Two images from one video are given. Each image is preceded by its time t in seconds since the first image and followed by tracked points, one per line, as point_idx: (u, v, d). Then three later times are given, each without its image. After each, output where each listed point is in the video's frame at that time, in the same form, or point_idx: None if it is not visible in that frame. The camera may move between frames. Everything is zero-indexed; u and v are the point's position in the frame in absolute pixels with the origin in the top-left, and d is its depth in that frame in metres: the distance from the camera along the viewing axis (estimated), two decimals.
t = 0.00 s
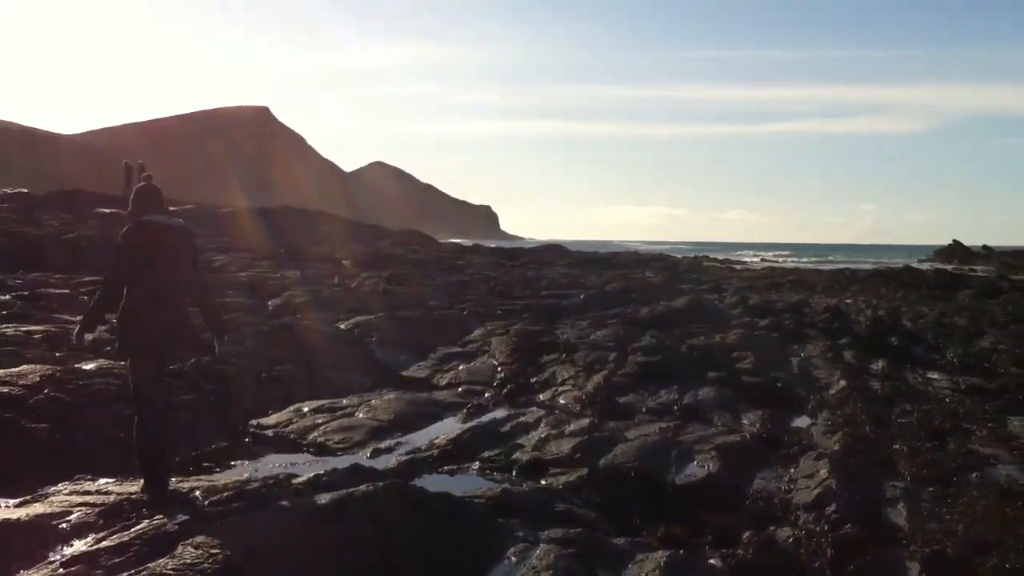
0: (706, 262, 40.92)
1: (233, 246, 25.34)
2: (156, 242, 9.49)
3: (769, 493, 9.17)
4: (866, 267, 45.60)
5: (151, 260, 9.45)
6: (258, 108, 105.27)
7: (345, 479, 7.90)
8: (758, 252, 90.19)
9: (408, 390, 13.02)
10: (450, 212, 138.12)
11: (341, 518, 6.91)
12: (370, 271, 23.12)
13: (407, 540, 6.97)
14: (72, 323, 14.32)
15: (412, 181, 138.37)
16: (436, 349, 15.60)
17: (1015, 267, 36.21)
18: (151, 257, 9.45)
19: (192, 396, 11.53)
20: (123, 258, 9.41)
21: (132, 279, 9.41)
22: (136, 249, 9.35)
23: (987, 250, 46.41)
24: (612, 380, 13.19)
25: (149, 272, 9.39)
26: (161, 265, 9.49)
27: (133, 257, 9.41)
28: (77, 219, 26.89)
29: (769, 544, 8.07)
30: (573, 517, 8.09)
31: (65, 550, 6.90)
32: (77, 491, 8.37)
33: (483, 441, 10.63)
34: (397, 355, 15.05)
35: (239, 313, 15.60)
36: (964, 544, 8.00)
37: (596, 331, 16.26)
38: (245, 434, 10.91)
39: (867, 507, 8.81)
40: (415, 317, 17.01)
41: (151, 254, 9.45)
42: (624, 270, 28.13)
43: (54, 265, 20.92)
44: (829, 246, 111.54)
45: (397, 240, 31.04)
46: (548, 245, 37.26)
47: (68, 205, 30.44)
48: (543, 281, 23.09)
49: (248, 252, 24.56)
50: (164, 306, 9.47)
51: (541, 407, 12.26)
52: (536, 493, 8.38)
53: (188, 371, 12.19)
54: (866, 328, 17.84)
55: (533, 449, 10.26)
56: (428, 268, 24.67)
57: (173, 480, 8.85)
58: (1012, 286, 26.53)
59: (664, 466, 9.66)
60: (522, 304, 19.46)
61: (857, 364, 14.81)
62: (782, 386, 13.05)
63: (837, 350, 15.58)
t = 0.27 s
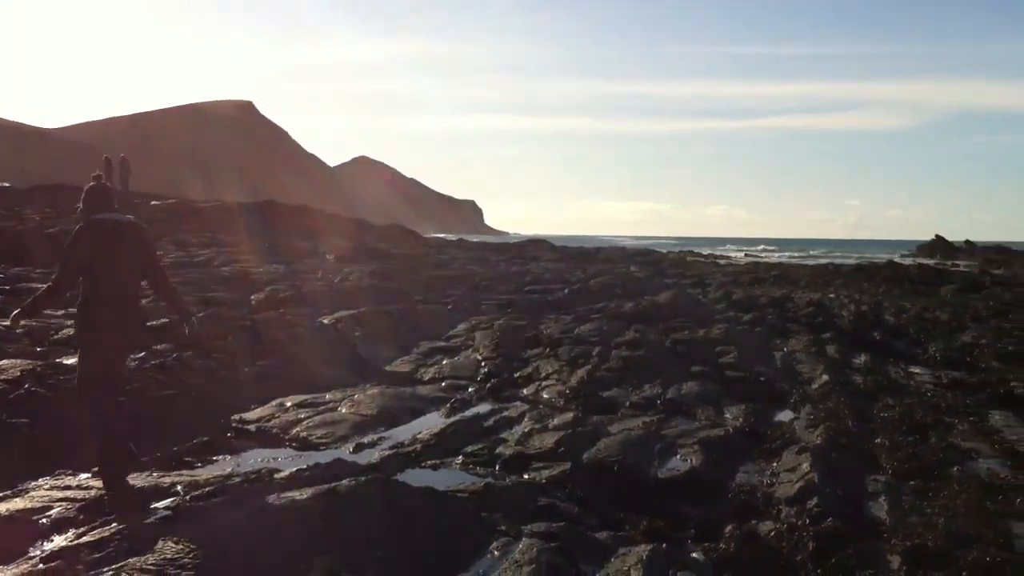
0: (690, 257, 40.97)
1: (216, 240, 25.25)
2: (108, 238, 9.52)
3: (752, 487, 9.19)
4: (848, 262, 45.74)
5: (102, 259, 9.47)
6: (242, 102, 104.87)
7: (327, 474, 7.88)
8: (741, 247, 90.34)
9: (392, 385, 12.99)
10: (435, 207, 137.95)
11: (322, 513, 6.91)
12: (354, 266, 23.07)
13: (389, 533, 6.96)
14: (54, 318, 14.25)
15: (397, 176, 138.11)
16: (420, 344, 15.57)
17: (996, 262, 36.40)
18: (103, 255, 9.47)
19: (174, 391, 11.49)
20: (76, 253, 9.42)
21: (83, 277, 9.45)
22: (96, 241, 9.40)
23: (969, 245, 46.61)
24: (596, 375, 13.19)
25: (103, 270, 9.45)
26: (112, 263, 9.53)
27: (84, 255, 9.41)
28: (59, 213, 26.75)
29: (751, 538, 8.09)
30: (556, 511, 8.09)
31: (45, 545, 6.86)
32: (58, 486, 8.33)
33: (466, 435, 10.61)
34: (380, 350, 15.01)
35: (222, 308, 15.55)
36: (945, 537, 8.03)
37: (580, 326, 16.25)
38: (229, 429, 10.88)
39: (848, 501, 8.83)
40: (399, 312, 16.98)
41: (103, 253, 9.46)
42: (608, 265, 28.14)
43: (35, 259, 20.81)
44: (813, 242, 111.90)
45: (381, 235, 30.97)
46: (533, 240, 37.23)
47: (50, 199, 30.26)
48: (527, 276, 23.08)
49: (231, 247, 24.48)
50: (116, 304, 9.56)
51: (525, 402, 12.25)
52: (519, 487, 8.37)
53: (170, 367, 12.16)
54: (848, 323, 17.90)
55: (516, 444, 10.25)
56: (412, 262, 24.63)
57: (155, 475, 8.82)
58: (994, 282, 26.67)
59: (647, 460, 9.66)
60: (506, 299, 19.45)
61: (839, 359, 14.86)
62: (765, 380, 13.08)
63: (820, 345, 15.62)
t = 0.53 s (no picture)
0: (665, 255, 41.06)
1: (190, 238, 25.10)
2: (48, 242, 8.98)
3: (727, 485, 9.22)
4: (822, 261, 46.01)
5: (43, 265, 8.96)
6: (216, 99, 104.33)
7: (302, 474, 7.84)
8: (716, 245, 90.66)
9: (367, 383, 12.95)
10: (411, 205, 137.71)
11: (297, 513, 6.88)
12: (329, 264, 22.98)
13: (365, 533, 6.93)
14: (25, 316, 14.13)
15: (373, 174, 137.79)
16: (396, 342, 15.53)
17: (969, 260, 36.68)
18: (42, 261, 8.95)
19: (148, 391, 11.41)
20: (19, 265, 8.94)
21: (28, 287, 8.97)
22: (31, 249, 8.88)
23: (943, 244, 46.96)
24: (572, 373, 13.20)
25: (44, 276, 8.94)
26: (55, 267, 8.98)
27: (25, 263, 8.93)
28: (31, 211, 26.51)
29: (726, 536, 8.10)
30: (532, 510, 8.09)
31: (17, 546, 6.79)
32: (29, 487, 8.25)
33: (441, 434, 10.59)
34: (356, 349, 14.96)
35: (196, 307, 15.46)
36: (918, 535, 8.08)
37: (556, 324, 16.25)
38: (202, 429, 10.82)
39: (823, 499, 8.86)
40: (375, 310, 16.94)
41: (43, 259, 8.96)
42: (584, 263, 28.17)
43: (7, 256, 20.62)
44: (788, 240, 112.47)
45: (356, 232, 30.88)
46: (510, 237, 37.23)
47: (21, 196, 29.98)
48: (502, 274, 23.08)
49: (205, 245, 24.34)
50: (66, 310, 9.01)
51: (500, 400, 12.24)
52: (494, 487, 8.36)
53: (143, 366, 12.07)
54: (822, 321, 17.98)
55: (492, 442, 10.24)
56: (388, 260, 24.57)
57: (128, 475, 8.75)
58: (967, 280, 26.89)
59: (623, 458, 9.67)
60: (482, 297, 19.43)
61: (814, 356, 14.93)
62: (740, 378, 13.12)
63: (794, 343, 15.69)
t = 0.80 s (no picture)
0: (652, 254, 41.13)
1: (175, 239, 25.03)
2: None
3: (711, 484, 9.24)
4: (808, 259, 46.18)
5: None
6: (201, 100, 104.01)
7: (286, 474, 7.82)
8: (702, 244, 90.87)
9: (352, 384, 12.93)
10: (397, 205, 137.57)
11: (280, 514, 6.87)
12: (315, 264, 22.94)
13: (348, 534, 6.92)
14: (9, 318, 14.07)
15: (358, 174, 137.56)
16: (381, 342, 15.51)
17: (952, 258, 36.80)
18: None
19: (132, 392, 11.37)
20: None
21: None
22: None
23: (927, 242, 47.09)
24: (557, 373, 13.20)
25: None
26: None
27: None
28: (14, 211, 26.39)
29: (710, 535, 8.12)
30: (517, 510, 8.09)
31: None
32: (12, 489, 8.21)
33: (426, 434, 10.57)
34: (340, 350, 14.92)
35: (180, 308, 15.42)
36: (901, 533, 8.10)
37: (542, 324, 16.25)
38: (186, 431, 10.82)
39: (806, 497, 8.89)
40: (361, 310, 16.91)
41: None
42: (570, 263, 28.19)
43: None
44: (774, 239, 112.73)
45: (342, 233, 30.83)
46: (495, 237, 37.18)
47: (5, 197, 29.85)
48: (488, 274, 23.08)
49: (190, 246, 24.27)
50: None
51: (485, 401, 12.24)
52: (479, 487, 8.36)
53: (127, 367, 12.03)
54: (807, 319, 18.04)
55: (477, 443, 10.23)
56: (373, 260, 24.54)
57: (110, 476, 8.72)
58: (950, 278, 26.99)
59: (607, 458, 9.68)
60: (467, 297, 19.43)
61: (798, 355, 14.97)
62: (724, 377, 13.14)
63: (779, 342, 15.74)
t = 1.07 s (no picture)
0: (624, 248, 41.21)
1: (144, 232, 24.83)
2: None
3: (682, 477, 9.27)
4: (779, 253, 46.43)
5: None
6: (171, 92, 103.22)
7: (257, 467, 7.77)
8: (674, 238, 91.16)
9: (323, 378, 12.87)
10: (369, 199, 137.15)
11: (250, 507, 6.83)
12: (286, 258, 22.82)
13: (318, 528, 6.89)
14: None
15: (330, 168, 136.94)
16: (352, 336, 15.46)
17: (922, 253, 37.09)
18: None
19: (100, 386, 11.27)
20: None
21: None
22: None
23: (896, 237, 47.41)
24: (529, 367, 13.20)
25: None
26: None
27: None
28: None
29: (681, 528, 8.14)
30: (489, 503, 8.08)
31: None
32: None
33: (398, 428, 10.54)
34: (311, 344, 14.85)
35: (150, 301, 15.31)
36: (870, 525, 8.16)
37: (514, 318, 16.24)
38: (156, 424, 10.78)
39: (777, 489, 8.93)
40: (332, 303, 16.84)
41: None
42: (542, 256, 28.20)
43: None
44: (745, 234, 113.25)
45: (314, 226, 30.70)
46: (466, 231, 37.09)
47: None
48: (460, 268, 23.04)
49: (160, 239, 24.09)
50: None
51: (457, 394, 12.22)
52: (451, 480, 8.35)
53: (95, 361, 11.93)
54: (778, 313, 18.13)
55: (449, 436, 10.21)
56: (345, 254, 24.45)
57: (79, 470, 8.66)
58: (919, 272, 27.20)
59: (579, 451, 9.69)
60: (439, 291, 19.39)
61: (769, 349, 15.04)
62: (696, 370, 13.19)
63: (750, 336, 15.81)
